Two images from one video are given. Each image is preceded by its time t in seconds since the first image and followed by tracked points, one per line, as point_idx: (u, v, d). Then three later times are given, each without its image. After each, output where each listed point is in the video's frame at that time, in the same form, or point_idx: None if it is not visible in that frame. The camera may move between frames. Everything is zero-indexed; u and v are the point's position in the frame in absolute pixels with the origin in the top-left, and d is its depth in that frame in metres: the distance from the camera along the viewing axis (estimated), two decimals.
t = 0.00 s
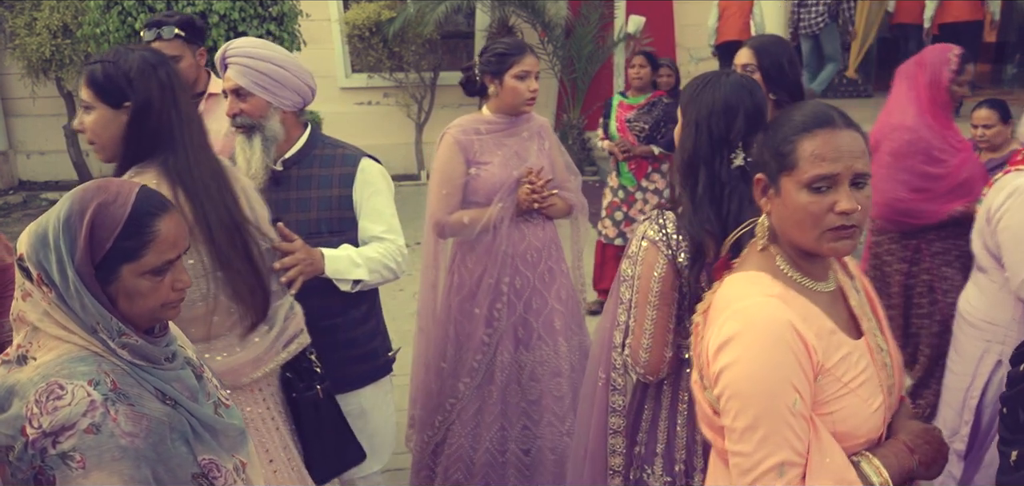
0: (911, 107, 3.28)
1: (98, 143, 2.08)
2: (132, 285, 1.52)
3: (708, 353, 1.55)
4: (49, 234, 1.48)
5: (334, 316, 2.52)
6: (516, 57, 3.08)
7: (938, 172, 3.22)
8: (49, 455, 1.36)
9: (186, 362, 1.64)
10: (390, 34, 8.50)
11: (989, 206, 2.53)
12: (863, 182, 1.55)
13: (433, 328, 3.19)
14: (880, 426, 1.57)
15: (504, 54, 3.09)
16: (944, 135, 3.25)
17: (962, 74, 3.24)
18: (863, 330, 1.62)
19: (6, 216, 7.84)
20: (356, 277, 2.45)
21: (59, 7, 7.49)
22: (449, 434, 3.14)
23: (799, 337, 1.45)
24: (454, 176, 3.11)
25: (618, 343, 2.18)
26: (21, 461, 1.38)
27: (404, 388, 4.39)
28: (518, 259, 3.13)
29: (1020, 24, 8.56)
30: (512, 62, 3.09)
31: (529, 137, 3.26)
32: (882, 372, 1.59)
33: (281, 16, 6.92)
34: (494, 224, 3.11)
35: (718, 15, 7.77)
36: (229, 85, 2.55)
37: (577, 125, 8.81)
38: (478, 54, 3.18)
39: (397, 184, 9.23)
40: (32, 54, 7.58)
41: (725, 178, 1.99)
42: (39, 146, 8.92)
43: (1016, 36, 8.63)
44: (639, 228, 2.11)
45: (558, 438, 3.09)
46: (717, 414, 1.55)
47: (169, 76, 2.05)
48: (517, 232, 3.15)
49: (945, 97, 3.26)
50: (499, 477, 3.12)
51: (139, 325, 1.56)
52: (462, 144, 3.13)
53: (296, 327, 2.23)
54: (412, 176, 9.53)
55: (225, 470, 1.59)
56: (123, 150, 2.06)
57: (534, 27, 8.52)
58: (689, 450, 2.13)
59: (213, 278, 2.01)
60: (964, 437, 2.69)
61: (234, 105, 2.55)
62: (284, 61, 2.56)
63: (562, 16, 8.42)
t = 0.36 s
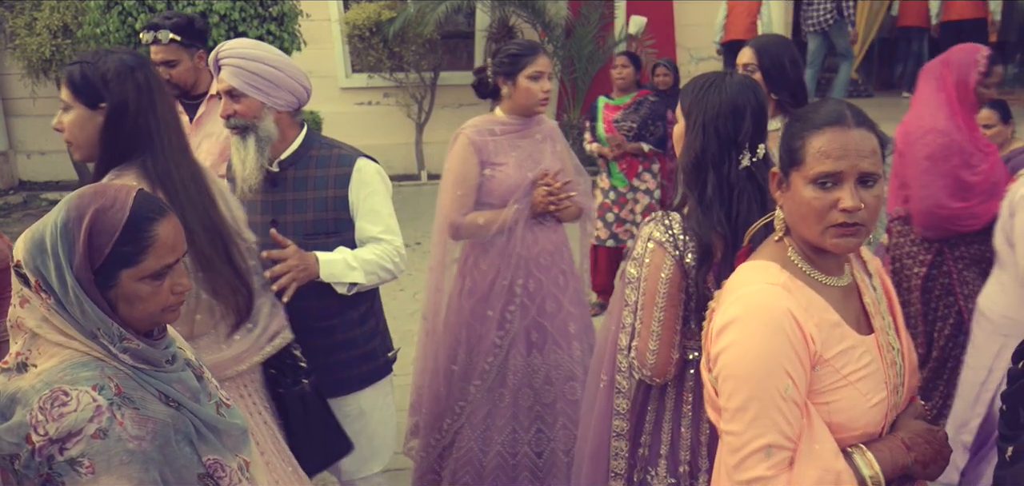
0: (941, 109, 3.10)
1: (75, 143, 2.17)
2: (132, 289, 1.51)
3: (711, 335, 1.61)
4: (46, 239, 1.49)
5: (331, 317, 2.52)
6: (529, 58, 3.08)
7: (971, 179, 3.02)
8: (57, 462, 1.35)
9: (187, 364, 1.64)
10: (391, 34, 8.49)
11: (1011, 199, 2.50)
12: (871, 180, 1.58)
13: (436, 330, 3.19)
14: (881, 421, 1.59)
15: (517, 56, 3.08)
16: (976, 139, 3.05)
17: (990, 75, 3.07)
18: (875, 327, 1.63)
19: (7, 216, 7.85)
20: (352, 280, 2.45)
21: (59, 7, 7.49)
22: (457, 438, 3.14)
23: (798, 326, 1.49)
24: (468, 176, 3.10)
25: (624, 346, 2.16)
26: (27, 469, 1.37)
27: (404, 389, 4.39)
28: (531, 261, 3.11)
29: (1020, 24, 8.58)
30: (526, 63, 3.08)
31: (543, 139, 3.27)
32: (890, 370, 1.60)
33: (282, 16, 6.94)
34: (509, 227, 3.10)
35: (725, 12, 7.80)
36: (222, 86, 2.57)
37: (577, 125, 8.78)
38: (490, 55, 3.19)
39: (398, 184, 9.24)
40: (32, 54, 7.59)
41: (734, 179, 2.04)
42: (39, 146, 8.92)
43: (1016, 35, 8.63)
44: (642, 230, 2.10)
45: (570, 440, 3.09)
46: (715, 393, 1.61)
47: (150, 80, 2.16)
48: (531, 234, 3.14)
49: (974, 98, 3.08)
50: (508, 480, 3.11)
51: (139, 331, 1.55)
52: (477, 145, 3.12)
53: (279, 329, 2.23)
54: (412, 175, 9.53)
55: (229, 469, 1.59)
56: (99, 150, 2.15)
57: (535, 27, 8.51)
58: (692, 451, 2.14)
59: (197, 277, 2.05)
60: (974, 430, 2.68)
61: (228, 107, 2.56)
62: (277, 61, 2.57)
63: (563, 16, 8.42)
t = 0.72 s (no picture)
0: (963, 109, 3.08)
1: (56, 136, 2.30)
2: (136, 291, 1.52)
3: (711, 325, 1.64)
4: (48, 243, 1.49)
5: (330, 318, 2.51)
6: (547, 58, 3.06)
7: (997, 179, 3.00)
8: (69, 466, 1.36)
9: (190, 365, 1.65)
10: (391, 34, 8.48)
11: None
12: (875, 180, 1.59)
13: (442, 335, 3.17)
14: (878, 419, 1.59)
15: (534, 56, 3.06)
16: (996, 140, 3.05)
17: (1013, 76, 3.07)
18: (880, 326, 1.64)
19: (8, 216, 7.87)
20: (351, 283, 2.46)
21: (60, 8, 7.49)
22: (469, 442, 3.14)
23: (794, 319, 1.51)
24: (489, 176, 3.04)
25: (630, 350, 2.17)
26: (38, 473, 1.38)
27: (405, 390, 4.40)
28: (548, 263, 3.09)
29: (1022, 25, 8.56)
30: (543, 64, 3.06)
31: (560, 141, 3.24)
32: (893, 369, 1.61)
33: (284, 16, 6.95)
34: (530, 228, 3.07)
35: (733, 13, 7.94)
36: (220, 88, 2.60)
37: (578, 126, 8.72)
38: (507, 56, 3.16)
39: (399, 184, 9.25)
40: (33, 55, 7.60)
41: (739, 180, 2.05)
42: (40, 146, 8.92)
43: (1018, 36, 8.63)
44: (648, 231, 2.10)
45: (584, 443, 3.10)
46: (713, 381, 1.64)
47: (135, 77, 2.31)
48: (551, 237, 3.12)
49: (994, 97, 3.09)
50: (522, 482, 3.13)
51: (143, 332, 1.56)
52: (497, 145, 3.06)
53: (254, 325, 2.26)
54: (413, 175, 9.54)
55: (235, 469, 1.59)
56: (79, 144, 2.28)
57: (535, 28, 8.46)
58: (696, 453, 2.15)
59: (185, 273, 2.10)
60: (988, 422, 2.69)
61: (228, 107, 2.58)
62: (274, 61, 2.59)
63: (563, 16, 8.37)
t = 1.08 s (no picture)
0: (975, 111, 3.07)
1: (42, 130, 2.41)
2: (149, 291, 1.54)
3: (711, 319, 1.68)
4: (61, 244, 1.51)
5: (330, 318, 2.52)
6: (563, 58, 3.08)
7: (1011, 180, 2.98)
8: (84, 469, 1.37)
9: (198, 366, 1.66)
10: (391, 34, 8.48)
11: None
12: (874, 179, 1.60)
13: (460, 338, 3.17)
14: (876, 415, 1.61)
15: (551, 56, 3.08)
16: (1008, 141, 3.04)
17: None
18: (882, 325, 1.65)
19: (9, 217, 7.89)
20: (355, 286, 2.47)
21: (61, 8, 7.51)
22: (492, 448, 3.15)
23: (791, 314, 1.54)
24: (510, 175, 3.03)
25: (640, 354, 2.14)
26: (54, 476, 1.38)
27: (406, 390, 4.41)
28: (569, 265, 3.09)
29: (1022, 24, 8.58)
30: (560, 63, 3.08)
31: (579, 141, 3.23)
32: (893, 368, 1.63)
33: (284, 17, 6.98)
34: (552, 229, 3.06)
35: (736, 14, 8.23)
36: (221, 88, 2.60)
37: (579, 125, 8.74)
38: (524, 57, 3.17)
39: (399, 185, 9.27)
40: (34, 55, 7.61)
41: (745, 180, 2.07)
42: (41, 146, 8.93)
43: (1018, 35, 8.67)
44: (655, 232, 2.10)
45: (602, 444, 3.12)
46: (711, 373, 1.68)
47: (125, 76, 2.45)
48: (573, 237, 3.12)
49: (1006, 99, 3.09)
50: None
51: (154, 332, 1.58)
52: (518, 146, 3.05)
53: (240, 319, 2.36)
54: (413, 175, 9.55)
55: (243, 471, 1.60)
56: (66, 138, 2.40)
57: (536, 28, 8.48)
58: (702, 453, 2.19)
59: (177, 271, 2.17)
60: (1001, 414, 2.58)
61: (229, 108, 2.59)
62: (275, 61, 2.60)
63: (564, 16, 8.39)
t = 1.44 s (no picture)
0: (981, 110, 3.08)
1: (29, 132, 2.41)
2: (169, 287, 1.57)
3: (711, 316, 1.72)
4: (81, 243, 1.51)
5: (331, 319, 2.54)
6: (578, 58, 3.06)
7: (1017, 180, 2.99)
8: (108, 467, 1.38)
9: (214, 367, 1.68)
10: (392, 35, 8.50)
11: None
12: (869, 177, 1.61)
13: (481, 341, 3.19)
14: (873, 413, 1.64)
15: (567, 56, 3.07)
16: (1014, 140, 3.05)
17: None
18: (881, 323, 1.67)
19: (9, 217, 7.90)
20: (356, 289, 2.49)
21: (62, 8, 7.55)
22: (513, 456, 3.16)
23: (787, 312, 1.58)
24: (525, 178, 3.04)
25: (646, 357, 2.15)
26: (77, 473, 1.39)
27: (406, 391, 4.42)
28: (582, 267, 3.11)
29: None
30: (575, 64, 3.06)
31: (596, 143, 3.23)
32: (891, 367, 1.65)
33: (284, 17, 7.00)
34: (568, 231, 3.07)
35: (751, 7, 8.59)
36: (226, 89, 2.62)
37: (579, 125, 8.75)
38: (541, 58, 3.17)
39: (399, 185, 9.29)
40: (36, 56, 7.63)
41: (749, 181, 2.11)
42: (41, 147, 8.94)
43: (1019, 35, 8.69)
44: (662, 231, 2.12)
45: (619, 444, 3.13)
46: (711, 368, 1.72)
47: (116, 79, 2.49)
48: (591, 239, 3.14)
49: (1013, 98, 3.09)
50: None
51: (172, 327, 1.61)
52: (534, 145, 3.07)
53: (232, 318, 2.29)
54: (413, 175, 9.57)
55: (256, 472, 1.63)
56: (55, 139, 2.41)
57: (536, 28, 8.50)
58: (706, 454, 2.21)
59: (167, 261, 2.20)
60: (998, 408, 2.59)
61: (231, 109, 2.61)
62: (279, 62, 2.63)
63: (564, 16, 8.39)
